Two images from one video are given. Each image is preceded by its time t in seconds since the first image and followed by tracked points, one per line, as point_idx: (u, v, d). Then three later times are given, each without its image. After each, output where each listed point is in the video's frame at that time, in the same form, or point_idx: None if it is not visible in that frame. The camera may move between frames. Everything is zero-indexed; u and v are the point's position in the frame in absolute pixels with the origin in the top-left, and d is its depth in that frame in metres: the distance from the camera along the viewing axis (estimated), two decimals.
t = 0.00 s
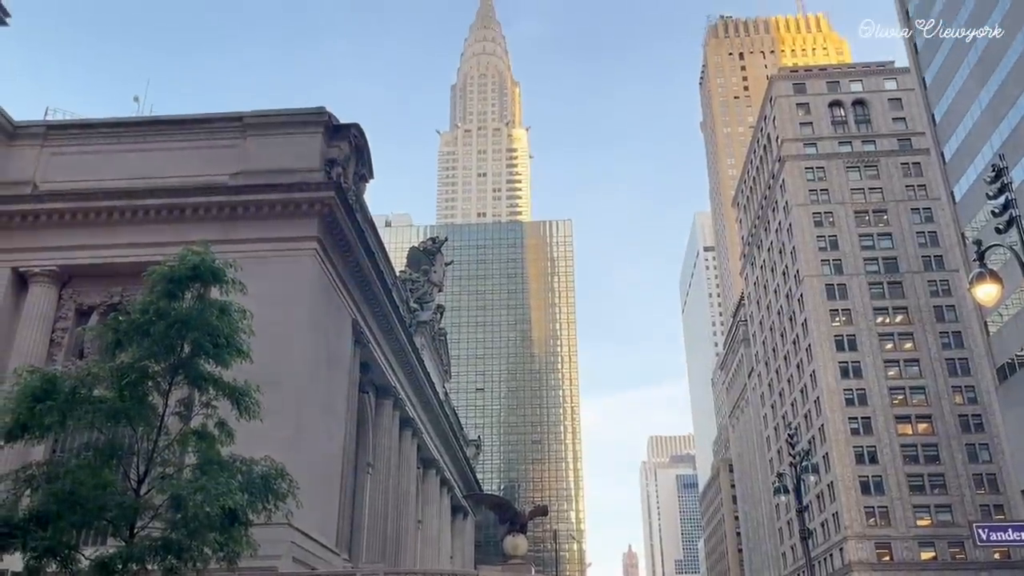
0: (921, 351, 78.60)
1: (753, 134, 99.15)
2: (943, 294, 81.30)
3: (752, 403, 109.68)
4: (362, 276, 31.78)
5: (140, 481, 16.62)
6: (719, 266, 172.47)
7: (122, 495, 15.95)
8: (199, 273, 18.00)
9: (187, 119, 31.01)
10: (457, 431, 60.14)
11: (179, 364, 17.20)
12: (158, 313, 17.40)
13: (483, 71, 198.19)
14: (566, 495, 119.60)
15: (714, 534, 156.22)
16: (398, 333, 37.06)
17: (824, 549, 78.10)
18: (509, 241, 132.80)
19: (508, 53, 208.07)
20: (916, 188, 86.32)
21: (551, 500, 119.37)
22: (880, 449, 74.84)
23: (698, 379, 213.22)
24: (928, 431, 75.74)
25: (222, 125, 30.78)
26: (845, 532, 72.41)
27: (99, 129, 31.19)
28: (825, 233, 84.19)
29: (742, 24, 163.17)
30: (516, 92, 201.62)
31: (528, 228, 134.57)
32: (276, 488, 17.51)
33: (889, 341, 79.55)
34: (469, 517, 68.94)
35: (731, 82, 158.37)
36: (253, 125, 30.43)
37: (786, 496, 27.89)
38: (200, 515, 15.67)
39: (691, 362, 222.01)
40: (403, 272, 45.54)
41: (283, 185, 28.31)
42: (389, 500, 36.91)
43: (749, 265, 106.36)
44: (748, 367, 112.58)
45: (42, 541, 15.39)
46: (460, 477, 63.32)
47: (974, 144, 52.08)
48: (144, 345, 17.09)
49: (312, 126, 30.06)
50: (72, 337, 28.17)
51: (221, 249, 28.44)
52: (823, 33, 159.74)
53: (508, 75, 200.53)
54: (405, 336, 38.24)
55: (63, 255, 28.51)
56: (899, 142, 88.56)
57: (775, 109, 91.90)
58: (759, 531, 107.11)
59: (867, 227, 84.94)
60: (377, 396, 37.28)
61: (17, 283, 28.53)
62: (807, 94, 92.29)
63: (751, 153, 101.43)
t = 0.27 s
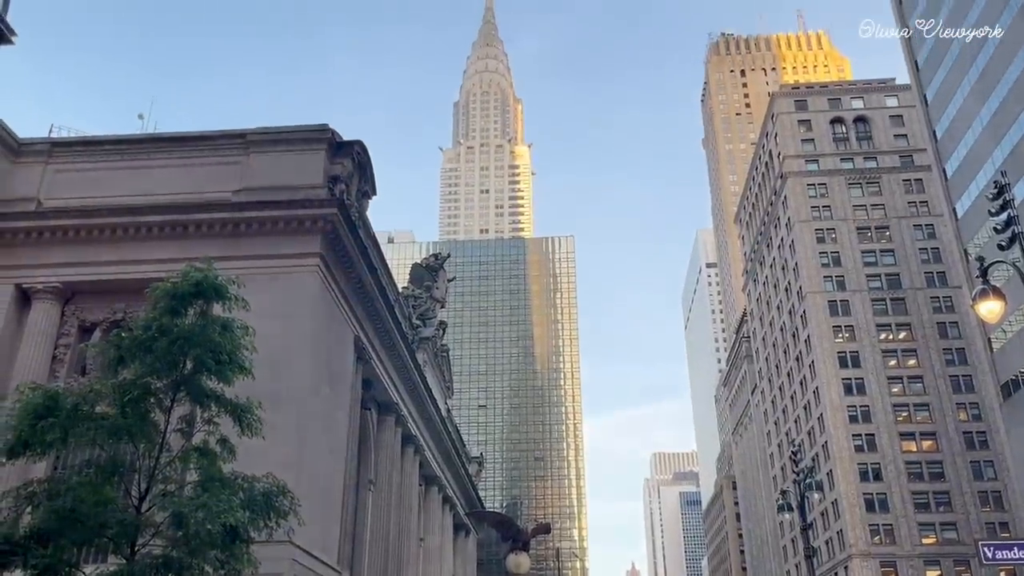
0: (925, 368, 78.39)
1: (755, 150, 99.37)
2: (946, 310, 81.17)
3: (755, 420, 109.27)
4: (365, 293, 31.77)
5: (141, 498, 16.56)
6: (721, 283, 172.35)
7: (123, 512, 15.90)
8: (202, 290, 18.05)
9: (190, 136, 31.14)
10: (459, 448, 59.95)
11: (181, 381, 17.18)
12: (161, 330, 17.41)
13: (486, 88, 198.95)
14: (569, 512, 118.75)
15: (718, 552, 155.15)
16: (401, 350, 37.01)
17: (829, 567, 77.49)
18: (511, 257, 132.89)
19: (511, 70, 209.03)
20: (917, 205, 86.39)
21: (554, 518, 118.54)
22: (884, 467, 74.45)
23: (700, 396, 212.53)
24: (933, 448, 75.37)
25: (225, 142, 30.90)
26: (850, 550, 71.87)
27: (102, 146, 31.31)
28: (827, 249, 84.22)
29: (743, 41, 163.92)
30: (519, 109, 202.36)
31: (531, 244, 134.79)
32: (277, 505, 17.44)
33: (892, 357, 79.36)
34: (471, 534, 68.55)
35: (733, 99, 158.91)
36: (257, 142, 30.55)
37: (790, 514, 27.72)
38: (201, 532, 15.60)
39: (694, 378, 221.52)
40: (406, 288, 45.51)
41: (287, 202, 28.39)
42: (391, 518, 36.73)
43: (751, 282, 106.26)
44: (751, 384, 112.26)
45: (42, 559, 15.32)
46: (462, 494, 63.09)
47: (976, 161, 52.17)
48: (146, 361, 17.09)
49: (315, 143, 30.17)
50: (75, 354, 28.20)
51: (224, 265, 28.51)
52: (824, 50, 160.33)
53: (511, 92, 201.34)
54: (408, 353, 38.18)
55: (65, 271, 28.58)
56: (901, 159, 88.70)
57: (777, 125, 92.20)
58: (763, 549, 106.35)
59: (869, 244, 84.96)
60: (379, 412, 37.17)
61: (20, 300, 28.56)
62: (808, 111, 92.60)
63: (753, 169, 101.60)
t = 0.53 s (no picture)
0: (928, 383, 78.15)
1: (756, 166, 99.52)
2: (948, 325, 81.04)
3: (758, 436, 108.84)
4: (367, 309, 31.73)
5: (141, 515, 16.49)
6: (723, 298, 172.14)
7: (124, 528, 15.83)
8: (204, 305, 18.09)
9: (193, 152, 31.25)
10: (461, 464, 59.71)
11: (182, 397, 17.15)
12: (163, 345, 17.43)
13: (488, 104, 199.55)
14: (571, 529, 118.17)
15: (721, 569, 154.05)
16: (403, 365, 36.94)
17: None
18: (513, 272, 132.98)
19: (513, 86, 209.77)
20: (919, 220, 86.41)
21: (556, 535, 117.89)
22: (888, 483, 74.07)
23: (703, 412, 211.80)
24: (937, 464, 75.00)
25: (228, 158, 30.99)
26: (854, 567, 71.33)
27: (106, 162, 31.41)
28: (829, 264, 84.23)
29: (744, 57, 164.56)
30: (521, 125, 202.93)
31: (532, 260, 134.97)
32: (278, 521, 17.36)
33: (895, 373, 79.15)
34: (472, 552, 68.14)
35: (734, 115, 159.32)
36: (259, 158, 30.62)
37: (793, 531, 27.54)
38: (202, 549, 15.52)
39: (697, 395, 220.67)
40: (408, 303, 45.49)
41: (289, 218, 28.44)
42: (392, 534, 36.57)
43: (754, 297, 106.16)
44: (754, 400, 111.91)
45: None
46: (464, 511, 62.84)
47: (977, 177, 52.26)
48: (148, 377, 17.07)
49: (317, 159, 30.23)
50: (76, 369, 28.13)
51: (227, 281, 28.56)
52: (825, 65, 160.82)
53: (513, 108, 201.90)
54: (410, 368, 38.09)
55: (68, 287, 28.59)
56: (902, 174, 88.83)
57: (778, 141, 92.43)
58: (767, 567, 105.64)
59: (871, 259, 84.95)
60: (381, 428, 37.05)
61: (22, 315, 28.55)
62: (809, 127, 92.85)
63: (754, 185, 101.74)
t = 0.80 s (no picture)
0: (930, 397, 77.95)
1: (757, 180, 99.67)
2: (950, 339, 80.93)
3: (760, 450, 108.53)
4: (368, 322, 31.66)
5: (141, 530, 16.44)
6: (724, 312, 172.05)
7: (123, 543, 15.78)
8: (205, 318, 18.13)
9: (194, 166, 31.32)
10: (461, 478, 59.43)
11: (183, 411, 17.13)
12: (164, 359, 17.46)
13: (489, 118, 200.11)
14: (573, 543, 117.62)
15: None
16: (404, 379, 36.84)
17: None
18: (514, 286, 133.02)
19: (514, 100, 210.45)
20: (920, 234, 86.45)
21: (558, 549, 117.36)
22: (890, 498, 73.76)
23: (705, 426, 211.29)
24: (939, 479, 74.71)
25: (230, 172, 31.07)
26: None
27: (108, 176, 31.50)
28: (830, 277, 84.24)
29: (744, 71, 165.22)
30: (522, 139, 203.45)
31: (533, 273, 135.08)
32: (279, 536, 17.31)
33: (897, 387, 78.97)
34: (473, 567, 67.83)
35: (734, 129, 159.80)
36: (261, 171, 30.67)
37: (796, 546, 27.39)
38: (201, 564, 15.45)
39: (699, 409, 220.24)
40: (409, 317, 45.45)
41: (290, 231, 28.48)
42: (392, 548, 36.44)
43: (755, 311, 106.10)
44: (755, 414, 111.67)
45: None
46: (464, 525, 62.60)
47: (978, 191, 52.32)
48: (148, 390, 17.05)
49: (318, 172, 30.29)
50: (77, 382, 28.10)
51: (228, 294, 28.58)
52: (825, 80, 161.31)
53: (514, 122, 202.45)
54: (410, 381, 37.97)
55: (69, 301, 28.62)
56: (902, 188, 88.95)
57: (779, 155, 92.62)
58: None
59: (873, 273, 84.94)
60: (381, 441, 36.91)
61: (23, 328, 28.55)
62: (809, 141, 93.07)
63: (755, 199, 101.85)
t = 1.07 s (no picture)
0: (932, 410, 77.78)
1: (757, 192, 99.76)
2: (951, 351, 80.84)
3: (761, 463, 108.26)
4: (368, 334, 31.57)
5: (140, 542, 16.38)
6: (725, 324, 171.85)
7: (123, 556, 15.74)
8: (206, 330, 18.15)
9: (196, 178, 31.39)
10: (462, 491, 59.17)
11: (183, 422, 17.11)
12: (164, 370, 17.47)
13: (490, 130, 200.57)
14: (574, 557, 117.16)
15: None
16: (404, 391, 36.73)
17: None
18: (514, 298, 133.04)
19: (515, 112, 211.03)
20: (921, 246, 86.48)
21: (559, 563, 116.92)
22: (892, 510, 73.50)
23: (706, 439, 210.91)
24: (941, 491, 74.44)
25: (231, 184, 31.12)
26: None
27: (109, 188, 31.56)
28: (831, 289, 84.24)
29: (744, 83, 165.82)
30: (522, 151, 203.85)
31: (534, 285, 135.16)
32: (279, 548, 17.26)
33: (899, 399, 78.83)
34: None
35: (735, 142, 160.33)
36: (262, 183, 30.70)
37: (798, 559, 27.25)
38: None
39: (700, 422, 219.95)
40: (409, 328, 45.38)
41: (291, 244, 28.51)
42: (393, 560, 36.32)
43: (756, 323, 106.05)
44: (756, 426, 111.47)
45: None
46: (464, 538, 62.33)
47: (978, 203, 52.38)
48: (148, 402, 17.03)
49: (319, 184, 30.32)
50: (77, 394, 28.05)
51: (228, 306, 28.58)
52: (825, 92, 161.80)
53: (514, 134, 202.88)
54: (410, 393, 37.86)
55: (70, 313, 28.60)
56: (903, 201, 89.07)
57: (779, 167, 92.79)
58: None
59: (873, 285, 84.93)
60: (381, 453, 36.76)
61: (24, 340, 28.53)
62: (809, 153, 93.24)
63: (755, 211, 101.95)
